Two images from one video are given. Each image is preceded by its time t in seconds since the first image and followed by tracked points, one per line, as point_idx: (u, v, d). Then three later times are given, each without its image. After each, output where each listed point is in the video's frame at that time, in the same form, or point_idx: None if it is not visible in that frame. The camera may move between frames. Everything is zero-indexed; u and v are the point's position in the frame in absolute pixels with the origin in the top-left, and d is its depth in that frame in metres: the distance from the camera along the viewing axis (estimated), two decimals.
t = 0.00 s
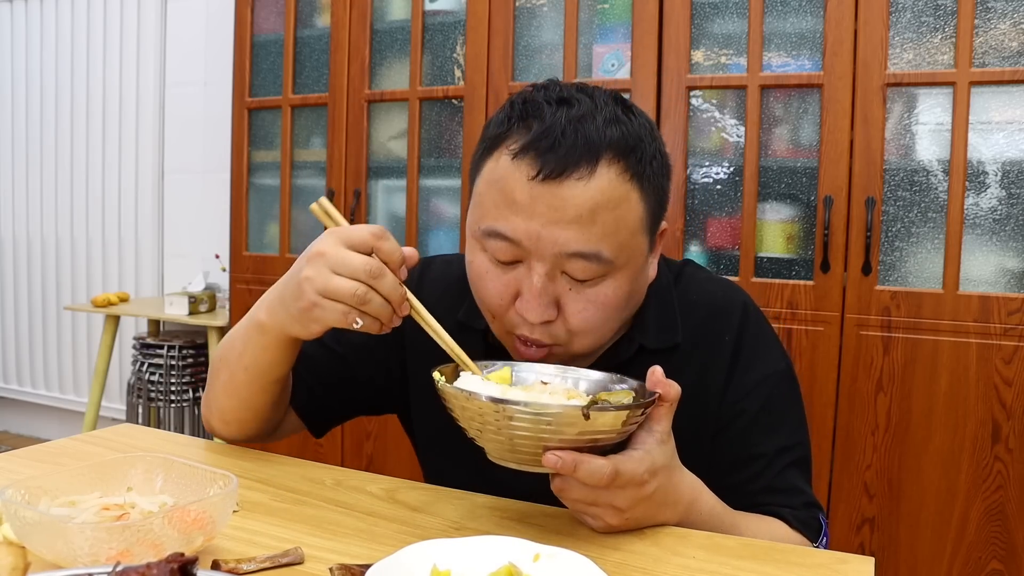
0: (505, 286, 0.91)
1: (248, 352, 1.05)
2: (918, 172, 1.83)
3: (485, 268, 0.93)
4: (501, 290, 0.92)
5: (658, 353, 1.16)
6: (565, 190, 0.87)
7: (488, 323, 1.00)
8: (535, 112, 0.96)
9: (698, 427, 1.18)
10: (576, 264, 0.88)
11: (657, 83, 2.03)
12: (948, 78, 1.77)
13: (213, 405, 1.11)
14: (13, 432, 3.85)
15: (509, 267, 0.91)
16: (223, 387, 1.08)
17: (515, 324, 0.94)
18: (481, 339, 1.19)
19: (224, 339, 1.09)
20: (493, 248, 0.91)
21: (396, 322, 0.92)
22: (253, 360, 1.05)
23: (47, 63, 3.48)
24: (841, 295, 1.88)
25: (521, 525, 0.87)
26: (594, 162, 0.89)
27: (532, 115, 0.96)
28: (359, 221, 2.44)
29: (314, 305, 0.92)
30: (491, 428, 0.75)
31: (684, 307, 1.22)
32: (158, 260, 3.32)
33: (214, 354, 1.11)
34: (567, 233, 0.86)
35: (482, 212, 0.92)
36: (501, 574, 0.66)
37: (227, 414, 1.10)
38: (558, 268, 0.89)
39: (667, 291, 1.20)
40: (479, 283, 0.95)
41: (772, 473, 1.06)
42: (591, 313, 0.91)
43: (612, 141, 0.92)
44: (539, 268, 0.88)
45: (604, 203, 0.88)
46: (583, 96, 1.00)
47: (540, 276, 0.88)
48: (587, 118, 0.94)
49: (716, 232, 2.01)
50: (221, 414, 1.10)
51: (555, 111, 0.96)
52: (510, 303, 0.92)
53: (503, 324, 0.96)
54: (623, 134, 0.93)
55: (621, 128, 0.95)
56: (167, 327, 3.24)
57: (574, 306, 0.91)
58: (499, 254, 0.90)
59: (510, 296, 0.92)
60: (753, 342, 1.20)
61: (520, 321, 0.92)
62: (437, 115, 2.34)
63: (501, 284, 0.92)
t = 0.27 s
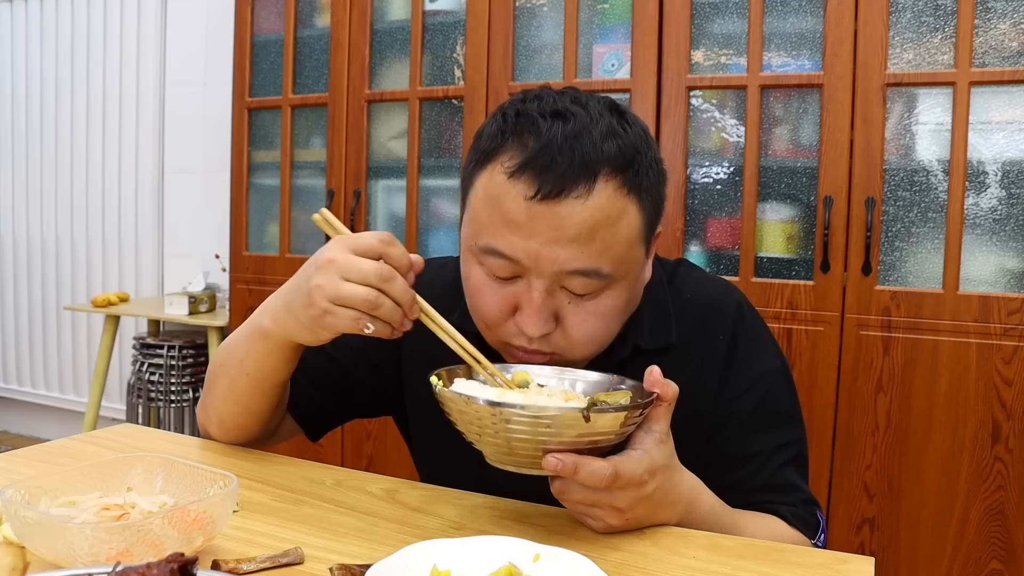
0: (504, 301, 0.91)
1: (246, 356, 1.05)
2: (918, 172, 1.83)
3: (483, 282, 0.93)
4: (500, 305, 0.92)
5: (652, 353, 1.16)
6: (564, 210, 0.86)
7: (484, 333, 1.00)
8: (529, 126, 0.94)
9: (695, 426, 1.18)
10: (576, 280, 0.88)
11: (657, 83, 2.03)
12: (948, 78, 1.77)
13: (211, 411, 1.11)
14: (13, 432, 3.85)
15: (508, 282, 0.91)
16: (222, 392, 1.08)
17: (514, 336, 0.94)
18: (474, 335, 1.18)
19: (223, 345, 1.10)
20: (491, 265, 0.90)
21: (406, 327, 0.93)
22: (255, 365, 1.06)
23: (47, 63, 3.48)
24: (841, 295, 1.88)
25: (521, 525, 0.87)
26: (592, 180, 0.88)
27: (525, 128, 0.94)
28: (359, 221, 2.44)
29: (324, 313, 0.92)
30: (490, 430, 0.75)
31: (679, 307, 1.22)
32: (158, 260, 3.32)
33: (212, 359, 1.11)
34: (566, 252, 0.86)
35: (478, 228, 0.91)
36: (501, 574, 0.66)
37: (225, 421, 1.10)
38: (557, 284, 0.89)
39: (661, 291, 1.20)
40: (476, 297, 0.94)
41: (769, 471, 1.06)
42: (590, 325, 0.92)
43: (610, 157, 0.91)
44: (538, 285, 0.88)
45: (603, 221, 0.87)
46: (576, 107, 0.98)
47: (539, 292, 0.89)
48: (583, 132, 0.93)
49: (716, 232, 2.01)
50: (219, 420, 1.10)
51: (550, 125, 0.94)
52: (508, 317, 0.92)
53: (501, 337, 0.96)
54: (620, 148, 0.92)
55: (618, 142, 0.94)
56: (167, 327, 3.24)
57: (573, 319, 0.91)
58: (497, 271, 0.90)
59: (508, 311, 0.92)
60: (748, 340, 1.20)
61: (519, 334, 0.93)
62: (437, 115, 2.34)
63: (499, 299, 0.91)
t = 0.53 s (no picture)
0: (515, 313, 0.90)
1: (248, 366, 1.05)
2: (918, 172, 1.83)
3: (490, 295, 0.92)
4: (510, 318, 0.91)
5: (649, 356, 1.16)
6: (574, 220, 0.85)
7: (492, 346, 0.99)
8: (532, 136, 0.93)
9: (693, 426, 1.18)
10: (588, 288, 0.87)
11: (657, 83, 2.03)
12: (948, 78, 1.77)
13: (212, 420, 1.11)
14: (13, 432, 3.85)
15: (517, 294, 0.90)
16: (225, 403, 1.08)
17: (525, 348, 0.93)
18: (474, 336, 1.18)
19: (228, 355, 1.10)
20: (499, 278, 0.89)
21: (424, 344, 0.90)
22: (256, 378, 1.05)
23: (47, 63, 3.48)
24: (841, 295, 1.88)
25: (521, 525, 0.87)
26: (600, 188, 0.87)
27: (527, 139, 0.93)
28: (359, 220, 2.44)
29: (340, 340, 0.91)
30: (489, 420, 0.75)
31: (676, 308, 1.22)
32: (158, 260, 3.32)
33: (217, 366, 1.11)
34: (577, 262, 0.85)
35: (485, 242, 0.90)
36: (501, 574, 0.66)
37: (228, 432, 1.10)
38: (568, 293, 0.88)
39: (658, 293, 1.20)
40: (484, 310, 0.93)
41: (767, 472, 1.06)
42: (602, 332, 0.92)
43: (616, 163, 0.90)
44: (549, 295, 0.87)
45: (612, 228, 0.87)
46: (576, 115, 0.97)
47: (551, 303, 0.88)
48: (586, 139, 0.92)
49: (716, 232, 2.01)
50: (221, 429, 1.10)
51: (552, 134, 0.93)
52: (519, 329, 0.91)
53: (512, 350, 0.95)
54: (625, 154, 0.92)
55: (623, 148, 0.93)
56: (168, 327, 3.24)
57: (585, 327, 0.91)
58: (507, 284, 0.89)
59: (519, 322, 0.91)
60: (745, 341, 1.20)
61: (530, 345, 0.92)
62: (437, 115, 2.34)
63: (509, 311, 0.90)
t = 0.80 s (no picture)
0: (521, 316, 0.90)
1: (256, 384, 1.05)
2: (918, 172, 1.83)
3: (496, 297, 0.92)
4: (516, 320, 0.91)
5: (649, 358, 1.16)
6: (585, 223, 0.85)
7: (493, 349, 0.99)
8: (546, 137, 0.92)
9: (693, 428, 1.18)
10: (596, 293, 0.87)
11: (657, 83, 2.03)
12: (948, 78, 1.77)
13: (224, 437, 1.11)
14: (13, 432, 3.85)
15: (524, 296, 0.90)
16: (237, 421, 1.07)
17: (530, 352, 0.93)
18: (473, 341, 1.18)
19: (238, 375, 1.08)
20: (507, 280, 0.89)
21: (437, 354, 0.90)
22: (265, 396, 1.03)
23: (47, 63, 3.48)
24: (841, 295, 1.88)
25: (521, 525, 0.87)
26: (612, 192, 0.87)
27: (541, 139, 0.93)
28: (359, 220, 2.44)
29: (358, 384, 0.89)
30: (489, 421, 0.76)
31: (676, 309, 1.22)
32: (158, 260, 3.32)
33: (224, 385, 1.09)
34: (587, 265, 0.85)
35: (494, 243, 0.90)
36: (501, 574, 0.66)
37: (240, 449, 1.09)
38: (576, 298, 0.88)
39: (658, 294, 1.20)
40: (490, 312, 0.93)
41: (768, 472, 1.06)
42: (608, 338, 0.92)
43: (628, 168, 0.90)
44: (556, 299, 0.87)
45: (623, 233, 0.87)
46: (591, 117, 0.97)
47: (558, 306, 0.87)
48: (600, 143, 0.92)
49: (716, 232, 2.01)
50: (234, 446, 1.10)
51: (566, 136, 0.92)
52: (525, 332, 0.91)
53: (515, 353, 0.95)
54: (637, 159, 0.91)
55: (636, 152, 0.93)
56: (168, 327, 3.24)
57: (591, 333, 0.90)
58: (515, 285, 0.88)
59: (525, 325, 0.91)
60: (745, 342, 1.20)
61: (535, 349, 0.92)
62: (437, 115, 2.34)
63: (515, 314, 0.90)
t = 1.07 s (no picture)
0: (533, 312, 0.90)
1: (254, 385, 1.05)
2: (918, 172, 1.83)
3: (506, 294, 0.92)
4: (527, 315, 0.90)
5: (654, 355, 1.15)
6: (594, 212, 0.85)
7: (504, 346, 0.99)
8: (549, 131, 0.93)
9: (696, 427, 1.18)
10: (608, 283, 0.87)
11: (657, 83, 2.03)
12: (948, 78, 1.77)
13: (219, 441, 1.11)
14: (13, 432, 3.85)
15: (534, 292, 0.89)
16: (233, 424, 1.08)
17: (542, 347, 0.92)
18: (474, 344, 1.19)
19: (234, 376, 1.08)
20: (516, 276, 0.89)
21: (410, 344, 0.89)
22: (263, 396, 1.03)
23: (47, 63, 3.48)
24: (841, 295, 1.88)
25: (521, 525, 0.87)
26: (618, 180, 0.87)
27: (544, 133, 0.93)
28: (359, 221, 2.44)
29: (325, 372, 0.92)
30: (487, 428, 0.74)
31: (680, 308, 1.22)
32: (158, 260, 3.32)
33: (221, 385, 1.10)
34: (597, 256, 0.85)
35: (502, 239, 0.89)
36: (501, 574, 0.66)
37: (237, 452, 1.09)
38: (587, 290, 0.88)
39: (663, 293, 1.20)
40: (500, 309, 0.93)
41: (770, 472, 1.06)
42: (619, 329, 0.92)
43: (633, 156, 0.90)
44: (568, 292, 0.87)
45: (631, 221, 0.87)
46: (592, 110, 0.97)
47: (570, 300, 0.87)
48: (604, 133, 0.92)
49: (716, 232, 2.01)
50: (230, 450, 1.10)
51: (570, 129, 0.92)
52: (536, 327, 0.91)
53: (528, 349, 0.95)
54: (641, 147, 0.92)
55: (638, 141, 0.93)
56: (168, 327, 3.24)
57: (602, 323, 0.91)
58: (525, 281, 0.88)
59: (536, 320, 0.90)
60: (749, 341, 1.20)
61: (547, 344, 0.91)
62: (437, 115, 2.34)
63: (526, 309, 0.90)
